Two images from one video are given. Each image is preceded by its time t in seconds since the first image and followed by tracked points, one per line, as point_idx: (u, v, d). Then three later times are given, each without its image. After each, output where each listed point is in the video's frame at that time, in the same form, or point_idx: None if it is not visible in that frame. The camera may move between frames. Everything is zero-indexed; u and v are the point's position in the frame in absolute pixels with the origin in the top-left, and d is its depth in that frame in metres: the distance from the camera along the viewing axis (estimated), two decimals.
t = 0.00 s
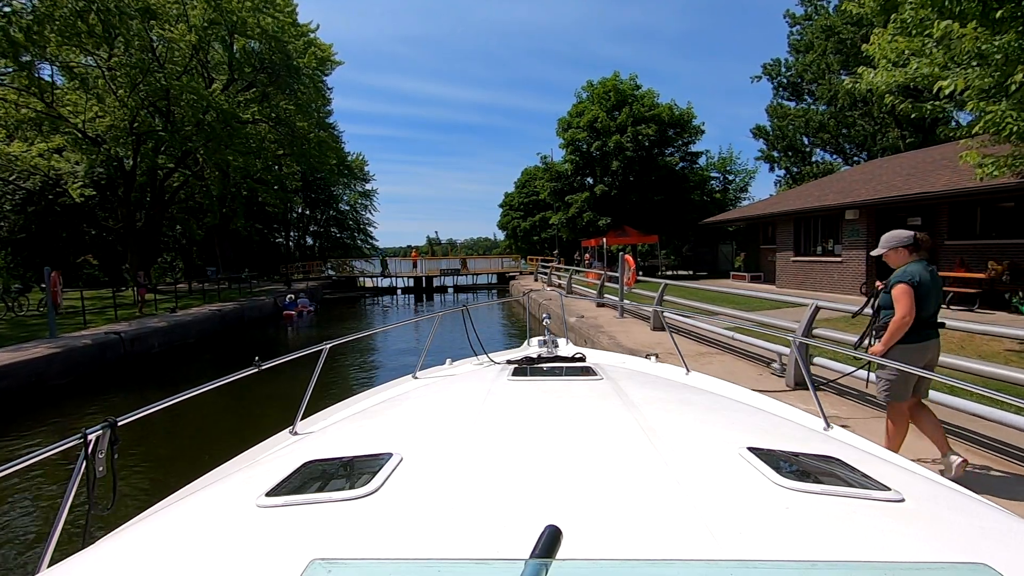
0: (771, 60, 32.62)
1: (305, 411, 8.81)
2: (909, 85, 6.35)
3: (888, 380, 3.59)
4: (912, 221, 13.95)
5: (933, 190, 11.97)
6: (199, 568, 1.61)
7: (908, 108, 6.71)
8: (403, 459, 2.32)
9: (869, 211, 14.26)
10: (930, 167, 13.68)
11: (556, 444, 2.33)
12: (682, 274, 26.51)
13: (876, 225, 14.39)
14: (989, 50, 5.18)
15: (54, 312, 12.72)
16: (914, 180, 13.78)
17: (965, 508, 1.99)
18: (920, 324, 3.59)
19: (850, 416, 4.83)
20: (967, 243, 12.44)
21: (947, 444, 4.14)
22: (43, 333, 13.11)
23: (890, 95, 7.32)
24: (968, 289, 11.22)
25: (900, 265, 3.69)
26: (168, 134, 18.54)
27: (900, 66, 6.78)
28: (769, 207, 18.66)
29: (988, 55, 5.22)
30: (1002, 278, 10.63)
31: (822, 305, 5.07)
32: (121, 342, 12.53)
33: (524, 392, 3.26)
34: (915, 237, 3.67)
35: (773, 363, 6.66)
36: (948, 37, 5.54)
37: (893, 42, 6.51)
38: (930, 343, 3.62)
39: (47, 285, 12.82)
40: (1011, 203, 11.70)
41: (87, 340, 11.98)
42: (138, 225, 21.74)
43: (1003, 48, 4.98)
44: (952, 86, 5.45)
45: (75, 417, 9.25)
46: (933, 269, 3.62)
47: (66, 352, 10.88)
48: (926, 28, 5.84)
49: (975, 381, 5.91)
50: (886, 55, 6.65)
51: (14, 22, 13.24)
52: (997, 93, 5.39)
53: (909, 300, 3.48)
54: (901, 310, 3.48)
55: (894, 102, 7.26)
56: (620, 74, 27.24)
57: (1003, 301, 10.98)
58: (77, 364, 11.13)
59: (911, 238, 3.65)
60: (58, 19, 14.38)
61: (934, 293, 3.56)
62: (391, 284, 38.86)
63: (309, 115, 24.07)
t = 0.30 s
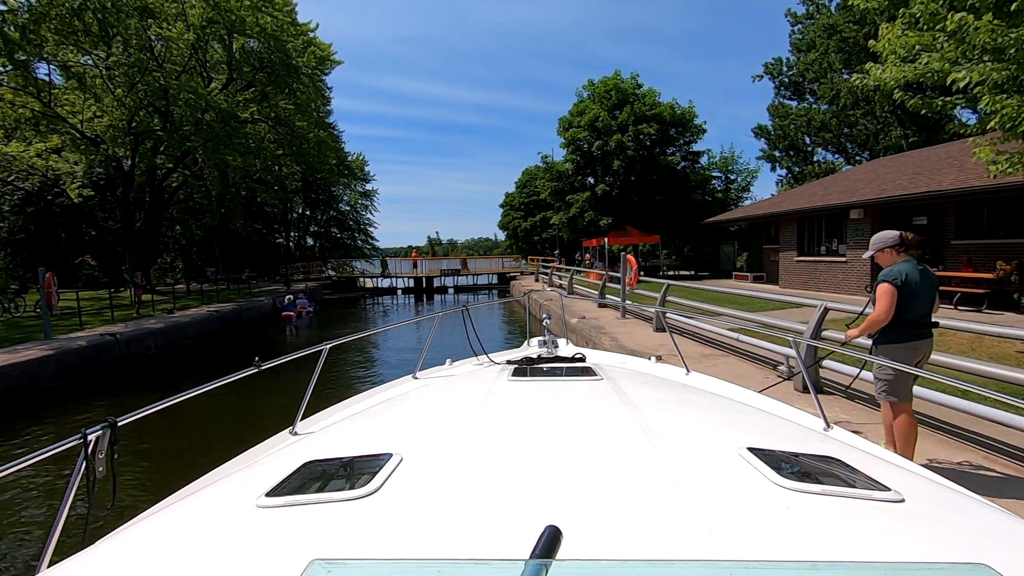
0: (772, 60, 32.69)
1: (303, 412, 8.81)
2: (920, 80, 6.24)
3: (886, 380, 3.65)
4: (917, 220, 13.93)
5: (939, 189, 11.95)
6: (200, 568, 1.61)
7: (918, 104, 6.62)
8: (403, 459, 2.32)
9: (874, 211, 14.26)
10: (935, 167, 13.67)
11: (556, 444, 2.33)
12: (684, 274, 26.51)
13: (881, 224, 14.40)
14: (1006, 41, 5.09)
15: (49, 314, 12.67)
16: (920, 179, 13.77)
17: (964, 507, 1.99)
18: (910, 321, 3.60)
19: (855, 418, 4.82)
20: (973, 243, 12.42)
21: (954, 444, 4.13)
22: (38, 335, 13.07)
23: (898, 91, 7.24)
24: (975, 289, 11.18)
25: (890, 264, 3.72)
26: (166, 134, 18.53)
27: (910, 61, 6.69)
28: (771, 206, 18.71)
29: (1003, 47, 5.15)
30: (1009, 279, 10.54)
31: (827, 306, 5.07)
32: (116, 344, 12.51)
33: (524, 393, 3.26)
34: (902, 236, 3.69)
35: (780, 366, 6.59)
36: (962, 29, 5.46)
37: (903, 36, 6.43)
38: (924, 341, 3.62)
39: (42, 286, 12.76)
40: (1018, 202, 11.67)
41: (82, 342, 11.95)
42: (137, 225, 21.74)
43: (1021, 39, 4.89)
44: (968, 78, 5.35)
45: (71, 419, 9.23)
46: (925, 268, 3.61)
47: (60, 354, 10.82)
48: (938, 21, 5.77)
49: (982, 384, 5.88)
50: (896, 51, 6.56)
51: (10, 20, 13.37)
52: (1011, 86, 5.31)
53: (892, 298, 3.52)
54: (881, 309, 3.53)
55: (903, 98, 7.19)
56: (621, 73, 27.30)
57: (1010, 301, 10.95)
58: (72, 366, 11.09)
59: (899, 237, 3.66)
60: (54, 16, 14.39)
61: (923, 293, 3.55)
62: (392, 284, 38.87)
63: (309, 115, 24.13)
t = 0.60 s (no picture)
0: (774, 59, 32.74)
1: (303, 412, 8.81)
2: (932, 75, 6.19)
3: (884, 380, 3.65)
4: (923, 220, 13.90)
5: (946, 187, 11.92)
6: (199, 568, 1.61)
7: (929, 100, 6.56)
8: (403, 459, 2.32)
9: (880, 210, 14.27)
10: (942, 165, 13.67)
11: (556, 444, 2.33)
12: (686, 274, 26.50)
13: (887, 223, 14.39)
14: None
15: (43, 315, 12.61)
16: (926, 178, 13.75)
17: (965, 508, 1.99)
18: (904, 323, 3.60)
19: (861, 421, 4.81)
20: (980, 242, 12.40)
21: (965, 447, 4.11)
22: (33, 336, 13.01)
23: (907, 88, 7.19)
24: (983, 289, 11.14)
25: (883, 267, 3.76)
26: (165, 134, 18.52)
27: (921, 57, 6.63)
28: (775, 206, 18.74)
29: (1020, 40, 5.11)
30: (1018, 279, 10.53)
31: (832, 306, 5.04)
32: (112, 346, 12.50)
33: (524, 393, 3.27)
34: (896, 239, 3.71)
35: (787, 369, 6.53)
36: (978, 20, 5.42)
37: (917, 28, 6.38)
38: (918, 342, 3.62)
39: (36, 287, 12.71)
40: None
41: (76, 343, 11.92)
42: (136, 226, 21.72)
43: None
44: (982, 73, 5.29)
45: (69, 422, 9.21)
46: (920, 271, 3.62)
47: (56, 356, 10.79)
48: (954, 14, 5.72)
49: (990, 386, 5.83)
50: (905, 47, 6.49)
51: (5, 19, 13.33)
52: None
53: (882, 299, 3.56)
54: (869, 311, 3.59)
55: (914, 94, 7.14)
56: (623, 72, 27.35)
57: (1018, 301, 10.92)
58: (67, 368, 11.07)
59: (892, 239, 3.69)
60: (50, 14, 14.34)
61: (917, 295, 3.56)
62: (393, 284, 38.85)
63: (308, 115, 24.24)
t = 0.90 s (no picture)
0: (777, 58, 32.74)
1: (304, 412, 8.81)
2: (944, 71, 6.19)
3: (869, 373, 3.72)
4: (930, 219, 13.89)
5: (954, 186, 11.89)
6: (200, 568, 1.61)
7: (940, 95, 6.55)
8: (404, 459, 2.33)
9: (886, 209, 14.35)
10: (948, 164, 13.68)
11: (556, 445, 2.33)
12: (688, 274, 26.48)
13: (893, 222, 14.44)
14: None
15: (37, 317, 12.55)
16: (932, 177, 13.75)
17: (965, 508, 1.99)
18: (897, 319, 3.61)
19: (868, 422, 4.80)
20: (987, 242, 12.39)
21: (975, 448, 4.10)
22: (28, 338, 12.94)
23: (917, 84, 7.17)
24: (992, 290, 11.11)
25: (882, 264, 3.77)
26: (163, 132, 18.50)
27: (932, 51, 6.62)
28: (779, 205, 18.82)
29: None
30: None
31: (838, 308, 4.98)
32: (108, 347, 12.50)
33: (524, 393, 3.27)
34: (896, 237, 3.71)
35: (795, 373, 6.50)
36: (994, 15, 5.40)
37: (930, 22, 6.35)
38: (912, 338, 3.62)
39: (31, 288, 12.65)
40: None
41: (71, 345, 11.88)
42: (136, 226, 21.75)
43: None
44: (998, 67, 5.25)
45: (67, 423, 9.21)
46: (918, 268, 3.61)
47: (50, 358, 10.76)
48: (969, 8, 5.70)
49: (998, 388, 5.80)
50: (917, 42, 6.46)
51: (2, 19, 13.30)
52: None
53: (872, 296, 3.60)
54: (860, 307, 3.63)
55: (925, 90, 7.11)
56: (624, 70, 27.42)
57: None
58: (62, 370, 11.05)
59: (891, 236, 3.70)
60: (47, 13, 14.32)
61: (914, 291, 3.56)
62: (394, 284, 38.84)
63: (309, 114, 24.35)
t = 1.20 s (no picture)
0: (779, 57, 32.75)
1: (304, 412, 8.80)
2: (955, 65, 6.23)
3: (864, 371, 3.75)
4: (937, 219, 13.88)
5: (963, 186, 11.85)
6: (200, 568, 1.62)
7: (951, 90, 6.59)
8: (403, 459, 2.33)
9: (892, 209, 14.33)
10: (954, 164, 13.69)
11: (556, 445, 2.33)
12: (691, 274, 26.50)
13: (900, 222, 14.41)
14: None
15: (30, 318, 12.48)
16: (939, 177, 13.74)
17: (965, 508, 1.99)
18: (893, 321, 3.62)
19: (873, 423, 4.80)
20: (995, 242, 12.39)
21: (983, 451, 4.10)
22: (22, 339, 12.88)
23: (927, 79, 7.16)
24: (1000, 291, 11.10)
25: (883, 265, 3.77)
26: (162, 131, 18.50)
27: (943, 46, 6.66)
28: (783, 205, 18.84)
29: None
30: None
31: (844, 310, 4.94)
32: (104, 348, 12.50)
33: (525, 393, 3.27)
34: (900, 239, 3.70)
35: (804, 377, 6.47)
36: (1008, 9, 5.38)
37: (942, 16, 6.35)
38: (909, 340, 3.62)
39: (26, 288, 12.57)
40: None
41: (66, 346, 11.85)
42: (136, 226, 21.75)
43: None
44: (1012, 62, 5.25)
45: (66, 425, 9.21)
46: (918, 271, 3.60)
47: (45, 359, 10.76)
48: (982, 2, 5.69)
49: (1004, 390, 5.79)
50: (929, 36, 6.48)
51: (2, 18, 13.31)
52: None
53: (868, 298, 3.61)
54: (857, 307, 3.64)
55: (936, 86, 7.10)
56: (626, 70, 27.42)
57: None
58: (57, 371, 11.04)
59: (894, 238, 3.68)
60: (45, 12, 14.31)
61: (911, 294, 3.56)
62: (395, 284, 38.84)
63: (309, 113, 24.32)
